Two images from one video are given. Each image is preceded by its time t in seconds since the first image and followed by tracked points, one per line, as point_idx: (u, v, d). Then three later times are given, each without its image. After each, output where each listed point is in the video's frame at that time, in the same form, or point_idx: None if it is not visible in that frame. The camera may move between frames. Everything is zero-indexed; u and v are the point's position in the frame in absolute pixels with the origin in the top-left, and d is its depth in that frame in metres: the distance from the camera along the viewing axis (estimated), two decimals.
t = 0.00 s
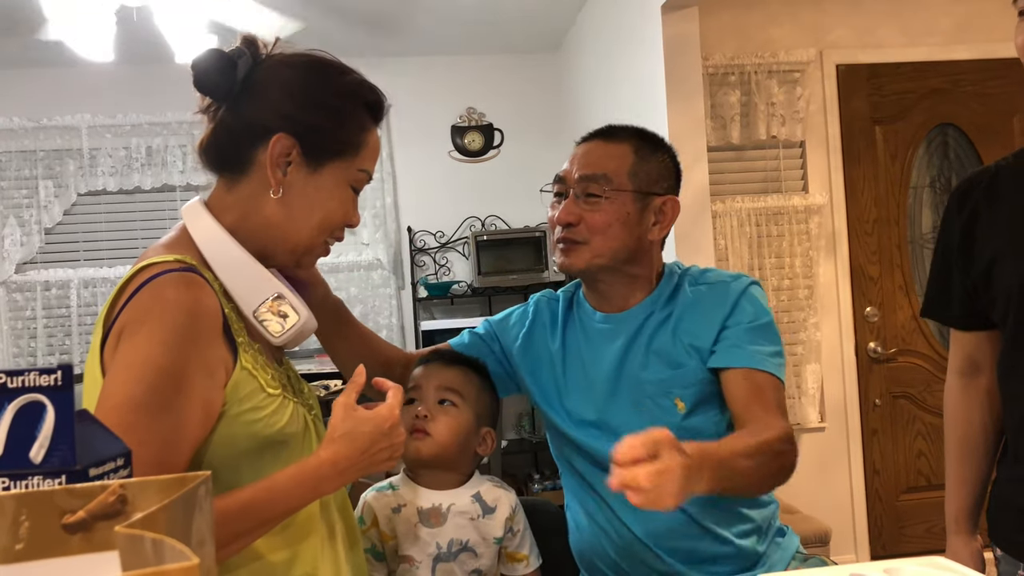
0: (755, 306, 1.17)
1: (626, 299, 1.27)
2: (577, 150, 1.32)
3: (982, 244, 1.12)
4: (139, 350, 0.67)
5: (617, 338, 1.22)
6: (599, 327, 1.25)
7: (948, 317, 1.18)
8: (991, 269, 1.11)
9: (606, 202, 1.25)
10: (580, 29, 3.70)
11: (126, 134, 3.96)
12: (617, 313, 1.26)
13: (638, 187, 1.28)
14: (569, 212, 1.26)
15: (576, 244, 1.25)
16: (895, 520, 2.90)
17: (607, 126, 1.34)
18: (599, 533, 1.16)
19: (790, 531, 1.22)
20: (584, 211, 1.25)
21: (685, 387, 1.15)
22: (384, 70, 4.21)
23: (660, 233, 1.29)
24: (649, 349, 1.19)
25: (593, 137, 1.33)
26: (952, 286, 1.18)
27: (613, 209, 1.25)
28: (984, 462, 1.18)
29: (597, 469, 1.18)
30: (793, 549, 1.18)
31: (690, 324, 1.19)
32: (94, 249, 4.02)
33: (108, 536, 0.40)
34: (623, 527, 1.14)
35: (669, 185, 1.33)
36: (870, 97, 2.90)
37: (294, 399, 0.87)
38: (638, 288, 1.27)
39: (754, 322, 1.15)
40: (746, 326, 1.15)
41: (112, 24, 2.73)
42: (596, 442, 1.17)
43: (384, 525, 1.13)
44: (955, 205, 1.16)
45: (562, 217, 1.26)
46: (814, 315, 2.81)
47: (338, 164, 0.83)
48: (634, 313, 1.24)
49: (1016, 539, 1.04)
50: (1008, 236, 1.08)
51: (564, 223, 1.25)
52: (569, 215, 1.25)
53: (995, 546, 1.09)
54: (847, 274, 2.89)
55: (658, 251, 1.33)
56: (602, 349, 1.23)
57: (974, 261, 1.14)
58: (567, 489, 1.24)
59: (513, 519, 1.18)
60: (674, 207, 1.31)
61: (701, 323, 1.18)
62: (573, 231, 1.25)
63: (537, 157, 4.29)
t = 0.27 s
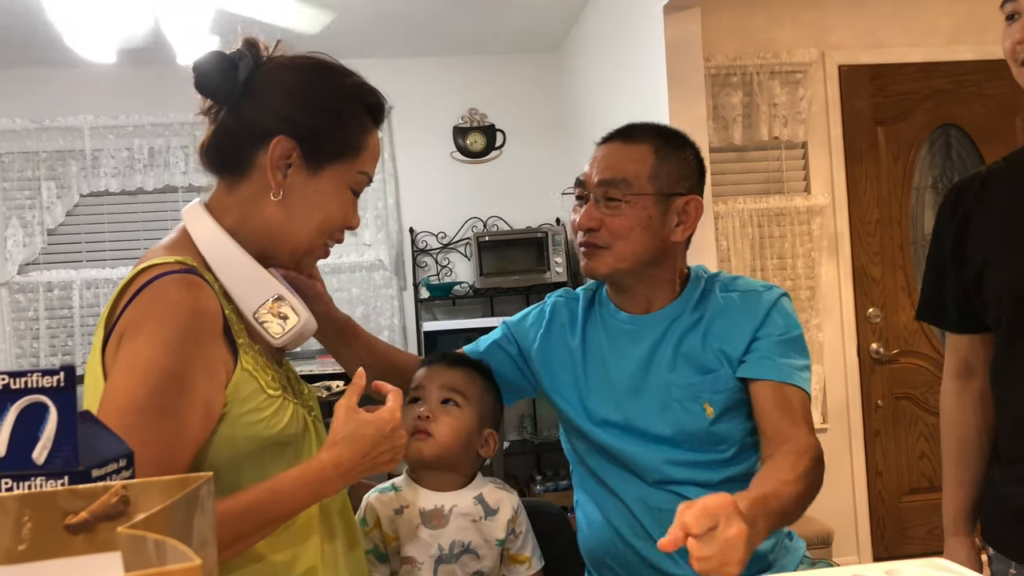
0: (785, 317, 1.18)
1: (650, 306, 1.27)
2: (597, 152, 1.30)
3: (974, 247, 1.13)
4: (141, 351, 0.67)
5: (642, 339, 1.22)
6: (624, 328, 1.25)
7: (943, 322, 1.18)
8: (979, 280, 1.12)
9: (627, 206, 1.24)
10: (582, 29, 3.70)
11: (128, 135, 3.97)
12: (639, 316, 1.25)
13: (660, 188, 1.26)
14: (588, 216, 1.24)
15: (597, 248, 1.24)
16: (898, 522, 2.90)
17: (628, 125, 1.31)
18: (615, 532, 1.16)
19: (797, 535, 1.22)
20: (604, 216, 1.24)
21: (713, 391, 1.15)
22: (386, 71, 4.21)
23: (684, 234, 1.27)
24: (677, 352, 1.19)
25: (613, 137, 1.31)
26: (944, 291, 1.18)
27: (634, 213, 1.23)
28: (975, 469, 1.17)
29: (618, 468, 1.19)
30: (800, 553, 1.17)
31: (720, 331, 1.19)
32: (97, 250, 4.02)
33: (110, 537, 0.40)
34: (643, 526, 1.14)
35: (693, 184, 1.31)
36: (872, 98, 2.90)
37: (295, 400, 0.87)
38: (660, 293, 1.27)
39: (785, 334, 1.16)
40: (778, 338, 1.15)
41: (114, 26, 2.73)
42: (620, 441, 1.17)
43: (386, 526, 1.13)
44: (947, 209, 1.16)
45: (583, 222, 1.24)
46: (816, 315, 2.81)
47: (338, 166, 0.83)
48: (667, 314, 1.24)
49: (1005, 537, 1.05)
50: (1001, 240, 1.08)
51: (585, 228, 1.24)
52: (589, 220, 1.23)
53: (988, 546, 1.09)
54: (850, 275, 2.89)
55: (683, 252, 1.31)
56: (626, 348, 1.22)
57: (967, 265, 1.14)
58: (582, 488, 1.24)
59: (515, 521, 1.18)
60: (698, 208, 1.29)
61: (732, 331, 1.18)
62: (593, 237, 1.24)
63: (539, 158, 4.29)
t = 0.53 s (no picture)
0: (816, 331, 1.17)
1: (674, 311, 1.27)
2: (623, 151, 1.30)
3: (949, 258, 1.13)
4: (140, 354, 0.67)
5: (668, 344, 1.21)
6: (649, 331, 1.24)
7: (917, 328, 1.19)
8: (960, 283, 1.12)
9: (651, 206, 1.24)
10: (583, 31, 3.71)
11: (131, 138, 3.98)
12: (663, 321, 1.24)
13: (686, 188, 1.26)
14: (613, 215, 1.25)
15: (622, 249, 1.24)
16: (899, 524, 2.89)
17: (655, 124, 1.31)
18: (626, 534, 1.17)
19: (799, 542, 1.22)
20: (629, 216, 1.24)
21: (741, 400, 1.15)
22: (388, 73, 4.22)
23: (711, 235, 1.27)
24: (704, 359, 1.19)
25: (639, 137, 1.31)
26: (919, 298, 1.19)
27: (659, 213, 1.23)
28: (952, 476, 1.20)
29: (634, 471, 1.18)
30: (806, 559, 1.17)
31: (750, 340, 1.18)
32: (99, 252, 4.02)
33: (112, 539, 0.39)
34: (657, 530, 1.15)
35: (721, 184, 1.31)
36: (873, 100, 2.90)
37: (294, 403, 0.87)
38: (686, 293, 1.26)
39: (816, 348, 1.15)
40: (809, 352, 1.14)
41: (116, 28, 2.74)
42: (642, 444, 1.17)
43: (387, 528, 1.13)
44: (917, 219, 1.18)
45: (608, 222, 1.24)
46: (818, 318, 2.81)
47: (341, 178, 0.83)
48: (693, 320, 1.23)
49: (989, 531, 1.06)
50: (974, 250, 1.09)
51: (609, 228, 1.24)
52: (614, 220, 1.23)
53: (975, 544, 1.10)
54: (852, 277, 2.89)
55: (710, 255, 1.31)
56: (651, 352, 1.22)
57: (943, 275, 1.14)
58: (596, 488, 1.24)
59: (517, 523, 1.18)
60: (724, 209, 1.29)
61: (762, 341, 1.17)
62: (618, 237, 1.24)
63: (540, 160, 4.30)
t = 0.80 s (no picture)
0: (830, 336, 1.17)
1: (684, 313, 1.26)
2: (638, 150, 1.30)
3: (952, 274, 1.11)
4: (143, 357, 0.67)
5: (679, 349, 1.21)
6: (660, 334, 1.24)
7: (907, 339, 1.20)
8: (963, 299, 1.09)
9: (666, 207, 1.24)
10: (584, 32, 3.71)
11: (132, 139, 3.98)
12: (675, 324, 1.24)
13: (700, 189, 1.26)
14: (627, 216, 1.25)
15: (634, 249, 1.24)
16: (901, 525, 2.89)
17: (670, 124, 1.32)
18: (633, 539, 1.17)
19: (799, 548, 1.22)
20: (643, 216, 1.24)
21: (752, 405, 1.14)
22: (389, 75, 4.22)
23: (725, 237, 1.27)
24: (715, 363, 1.19)
25: (654, 135, 1.31)
26: (910, 306, 1.18)
27: (672, 214, 1.24)
28: (934, 487, 1.26)
29: (643, 475, 1.18)
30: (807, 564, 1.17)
31: (762, 345, 1.18)
32: (100, 254, 4.03)
33: (114, 541, 0.39)
34: (664, 534, 1.14)
35: (736, 185, 1.31)
36: (874, 102, 2.90)
37: (295, 406, 0.87)
38: (698, 292, 1.26)
39: (828, 354, 1.15)
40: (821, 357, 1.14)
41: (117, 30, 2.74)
42: (652, 448, 1.16)
43: (388, 529, 1.13)
44: (913, 229, 1.16)
45: (621, 222, 1.24)
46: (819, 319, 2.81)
47: (348, 188, 0.84)
48: (704, 323, 1.23)
49: (1005, 534, 1.05)
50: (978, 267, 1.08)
51: (622, 228, 1.24)
52: (627, 220, 1.23)
53: (993, 552, 1.08)
54: (853, 278, 2.88)
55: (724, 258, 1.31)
56: (661, 355, 1.22)
57: (944, 292, 1.13)
58: (604, 489, 1.24)
59: (517, 524, 1.18)
60: (739, 209, 1.29)
61: (774, 346, 1.18)
62: (631, 237, 1.24)
63: (541, 161, 4.30)
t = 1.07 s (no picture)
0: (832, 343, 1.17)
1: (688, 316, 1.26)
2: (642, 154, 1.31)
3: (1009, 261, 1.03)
4: (144, 361, 0.67)
5: (680, 353, 1.21)
6: (661, 338, 1.24)
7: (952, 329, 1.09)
8: None
9: (669, 209, 1.24)
10: (585, 34, 3.71)
11: (134, 142, 3.99)
12: (676, 328, 1.24)
13: (704, 191, 1.26)
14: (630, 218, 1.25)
15: (640, 252, 1.24)
16: (903, 527, 2.89)
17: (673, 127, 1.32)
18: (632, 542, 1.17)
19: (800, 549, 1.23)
20: (646, 219, 1.24)
21: (753, 410, 1.15)
22: (390, 77, 4.22)
23: (729, 238, 1.27)
24: (717, 368, 1.19)
25: (658, 139, 1.31)
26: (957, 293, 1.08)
27: (676, 217, 1.24)
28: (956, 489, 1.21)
29: (643, 479, 1.18)
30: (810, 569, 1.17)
31: (766, 350, 1.18)
32: (101, 256, 4.03)
33: (117, 543, 0.39)
34: (664, 537, 1.14)
35: (739, 187, 1.31)
36: (875, 103, 2.90)
37: (296, 410, 0.86)
38: (700, 295, 1.25)
39: (831, 360, 1.15)
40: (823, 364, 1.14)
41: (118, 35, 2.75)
42: (652, 452, 1.16)
43: (389, 532, 1.13)
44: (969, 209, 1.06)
45: (624, 225, 1.24)
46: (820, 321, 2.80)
47: (347, 202, 0.83)
48: (706, 328, 1.23)
49: None
50: None
51: (626, 231, 1.24)
52: (631, 223, 1.23)
53: None
54: (854, 280, 2.88)
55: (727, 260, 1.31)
56: (662, 360, 1.22)
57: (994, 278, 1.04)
58: (605, 491, 1.24)
59: (518, 526, 1.17)
60: (743, 212, 1.29)
61: (776, 353, 1.18)
62: (635, 240, 1.24)
63: (542, 163, 4.30)
